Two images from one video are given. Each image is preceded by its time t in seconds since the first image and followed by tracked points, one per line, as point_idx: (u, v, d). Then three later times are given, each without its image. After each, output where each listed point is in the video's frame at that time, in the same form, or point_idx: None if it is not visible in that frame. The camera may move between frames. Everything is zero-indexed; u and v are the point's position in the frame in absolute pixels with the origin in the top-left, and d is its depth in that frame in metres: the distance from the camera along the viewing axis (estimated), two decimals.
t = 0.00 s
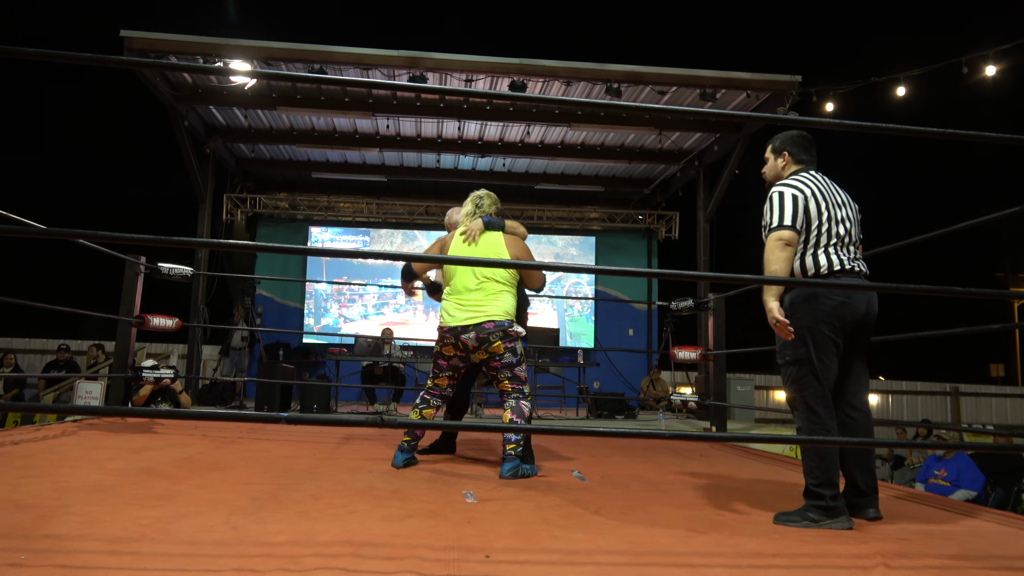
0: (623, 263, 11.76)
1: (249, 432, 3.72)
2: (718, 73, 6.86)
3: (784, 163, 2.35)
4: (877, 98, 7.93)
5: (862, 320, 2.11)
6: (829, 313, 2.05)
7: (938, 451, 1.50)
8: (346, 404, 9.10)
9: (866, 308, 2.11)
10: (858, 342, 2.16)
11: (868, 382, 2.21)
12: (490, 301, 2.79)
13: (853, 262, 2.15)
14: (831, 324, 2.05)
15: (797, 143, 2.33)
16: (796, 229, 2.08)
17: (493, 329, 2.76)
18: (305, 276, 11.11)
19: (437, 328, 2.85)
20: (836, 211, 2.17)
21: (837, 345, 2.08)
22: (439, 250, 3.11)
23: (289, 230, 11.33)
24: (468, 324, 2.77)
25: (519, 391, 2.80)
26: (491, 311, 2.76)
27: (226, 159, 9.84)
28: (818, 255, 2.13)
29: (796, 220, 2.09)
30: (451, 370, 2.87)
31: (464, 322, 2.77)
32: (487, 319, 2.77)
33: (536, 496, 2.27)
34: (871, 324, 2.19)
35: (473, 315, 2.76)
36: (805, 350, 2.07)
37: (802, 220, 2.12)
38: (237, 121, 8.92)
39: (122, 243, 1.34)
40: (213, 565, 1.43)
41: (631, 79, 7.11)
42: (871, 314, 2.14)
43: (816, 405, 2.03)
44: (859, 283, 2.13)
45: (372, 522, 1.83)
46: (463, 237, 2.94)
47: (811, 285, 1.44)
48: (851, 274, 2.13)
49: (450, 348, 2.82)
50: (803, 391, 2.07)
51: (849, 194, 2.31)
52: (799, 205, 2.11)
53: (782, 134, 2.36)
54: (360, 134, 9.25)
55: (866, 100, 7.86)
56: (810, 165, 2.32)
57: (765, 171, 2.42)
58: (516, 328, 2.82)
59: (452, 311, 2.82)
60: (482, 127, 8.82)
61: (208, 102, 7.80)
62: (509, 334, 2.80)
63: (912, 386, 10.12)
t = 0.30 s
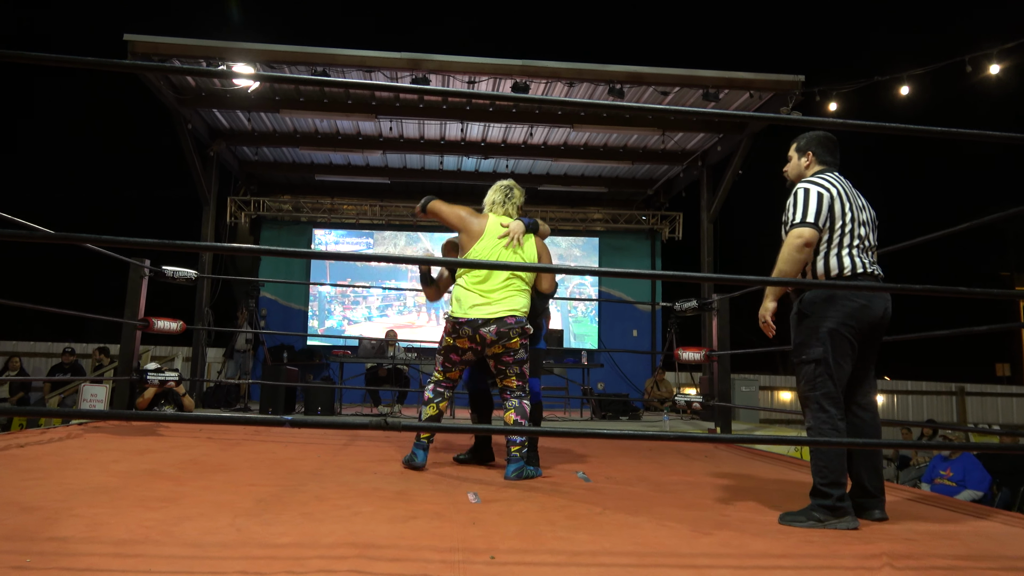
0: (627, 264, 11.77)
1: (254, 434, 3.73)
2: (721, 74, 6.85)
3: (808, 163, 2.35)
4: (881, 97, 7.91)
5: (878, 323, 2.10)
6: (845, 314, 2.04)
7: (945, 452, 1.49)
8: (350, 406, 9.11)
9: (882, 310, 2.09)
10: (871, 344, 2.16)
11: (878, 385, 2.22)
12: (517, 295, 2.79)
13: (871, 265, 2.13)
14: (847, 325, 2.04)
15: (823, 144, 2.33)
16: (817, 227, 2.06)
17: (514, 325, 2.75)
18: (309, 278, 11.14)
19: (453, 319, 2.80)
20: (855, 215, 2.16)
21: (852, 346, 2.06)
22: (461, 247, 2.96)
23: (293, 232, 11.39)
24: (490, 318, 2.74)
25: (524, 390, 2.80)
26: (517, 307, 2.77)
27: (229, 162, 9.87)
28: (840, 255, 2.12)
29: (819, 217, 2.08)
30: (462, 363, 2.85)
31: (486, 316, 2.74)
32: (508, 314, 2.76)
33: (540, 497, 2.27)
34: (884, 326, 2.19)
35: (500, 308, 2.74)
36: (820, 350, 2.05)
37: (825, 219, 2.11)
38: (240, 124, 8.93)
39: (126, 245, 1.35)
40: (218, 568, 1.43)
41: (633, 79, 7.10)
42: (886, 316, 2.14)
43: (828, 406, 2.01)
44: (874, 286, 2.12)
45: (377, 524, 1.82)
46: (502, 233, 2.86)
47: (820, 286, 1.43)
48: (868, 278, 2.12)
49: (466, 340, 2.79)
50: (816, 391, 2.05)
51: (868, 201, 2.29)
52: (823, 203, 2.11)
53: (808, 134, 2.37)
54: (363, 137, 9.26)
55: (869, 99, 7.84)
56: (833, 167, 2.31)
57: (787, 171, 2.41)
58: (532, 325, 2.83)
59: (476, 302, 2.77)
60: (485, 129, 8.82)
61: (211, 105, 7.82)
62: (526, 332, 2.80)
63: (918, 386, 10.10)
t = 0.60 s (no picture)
0: (632, 265, 11.76)
1: (259, 436, 3.74)
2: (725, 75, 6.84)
3: (819, 171, 2.34)
4: (887, 97, 7.87)
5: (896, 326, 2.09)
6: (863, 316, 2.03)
7: (953, 454, 1.48)
8: (354, 408, 9.13)
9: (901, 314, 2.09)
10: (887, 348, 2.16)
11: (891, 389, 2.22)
12: (509, 303, 2.77)
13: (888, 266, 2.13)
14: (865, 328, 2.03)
15: (833, 153, 2.32)
16: (847, 222, 2.05)
17: (504, 330, 2.74)
18: (313, 279, 11.16)
19: (444, 322, 2.78)
20: (875, 215, 2.18)
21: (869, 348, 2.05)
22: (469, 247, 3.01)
23: (297, 234, 11.41)
24: (480, 321, 2.73)
25: (527, 392, 2.83)
26: (507, 313, 2.75)
27: (234, 164, 9.88)
28: (863, 253, 2.11)
29: (848, 212, 2.07)
30: (456, 369, 2.81)
31: (476, 319, 2.73)
32: (499, 320, 2.74)
33: (545, 500, 2.27)
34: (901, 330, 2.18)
35: (490, 312, 2.73)
36: (834, 349, 2.04)
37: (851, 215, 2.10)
38: (245, 126, 8.94)
39: (132, 248, 1.34)
40: (222, 571, 1.43)
41: (637, 81, 7.10)
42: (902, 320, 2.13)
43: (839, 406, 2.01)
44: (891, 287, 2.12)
45: (381, 527, 1.82)
46: (506, 243, 2.87)
47: (837, 289, 1.44)
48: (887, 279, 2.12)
49: (457, 345, 2.77)
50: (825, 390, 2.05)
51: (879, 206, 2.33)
52: (850, 199, 2.10)
53: (817, 144, 2.36)
54: (367, 139, 9.27)
55: (875, 99, 7.81)
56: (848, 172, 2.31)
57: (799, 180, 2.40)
58: (524, 331, 2.81)
59: (467, 305, 2.77)
60: (489, 130, 8.83)
61: (216, 108, 7.83)
62: (517, 337, 2.78)
63: (923, 388, 10.09)
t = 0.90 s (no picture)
0: (636, 266, 11.76)
1: (264, 438, 3.74)
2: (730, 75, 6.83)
3: (840, 157, 2.32)
4: (893, 97, 7.85)
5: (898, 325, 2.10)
6: (872, 317, 2.02)
7: (958, 455, 1.48)
8: (359, 409, 9.14)
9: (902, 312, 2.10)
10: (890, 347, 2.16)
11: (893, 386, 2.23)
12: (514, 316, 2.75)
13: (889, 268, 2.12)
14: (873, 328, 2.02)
15: (858, 140, 2.29)
16: (843, 223, 2.04)
17: (505, 344, 2.71)
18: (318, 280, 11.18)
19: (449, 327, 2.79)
20: (880, 216, 2.16)
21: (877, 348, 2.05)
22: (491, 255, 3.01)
23: (302, 235, 11.45)
24: (481, 334, 2.72)
25: (539, 398, 2.83)
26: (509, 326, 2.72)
27: (239, 165, 9.91)
28: (861, 257, 2.09)
29: (845, 212, 2.06)
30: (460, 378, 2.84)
31: (477, 330, 2.72)
32: (501, 333, 2.71)
33: (550, 502, 2.27)
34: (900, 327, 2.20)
35: (491, 323, 2.72)
36: (847, 352, 2.02)
37: (850, 215, 2.08)
38: (250, 127, 8.97)
39: (138, 249, 1.35)
40: (229, 572, 1.44)
41: (642, 81, 7.09)
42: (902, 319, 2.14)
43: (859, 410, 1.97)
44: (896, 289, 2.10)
45: (387, 528, 1.83)
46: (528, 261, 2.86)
47: (838, 288, 1.44)
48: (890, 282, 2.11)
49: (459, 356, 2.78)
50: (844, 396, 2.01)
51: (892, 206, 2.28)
52: (851, 199, 2.08)
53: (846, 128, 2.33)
54: (371, 140, 9.28)
55: (880, 99, 7.79)
56: (863, 166, 2.28)
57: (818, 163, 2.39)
58: (529, 343, 2.77)
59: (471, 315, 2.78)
60: (493, 132, 8.83)
61: (221, 109, 7.85)
62: (521, 350, 2.75)
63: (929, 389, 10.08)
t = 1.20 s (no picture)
0: (641, 267, 11.75)
1: (269, 438, 3.75)
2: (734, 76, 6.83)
3: (827, 156, 2.34)
4: (898, 99, 7.82)
5: (909, 326, 2.08)
6: (879, 318, 2.01)
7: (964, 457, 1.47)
8: (363, 410, 9.16)
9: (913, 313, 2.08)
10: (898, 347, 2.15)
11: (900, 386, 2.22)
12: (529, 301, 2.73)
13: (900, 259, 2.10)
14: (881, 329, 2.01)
15: (841, 135, 2.30)
16: (840, 208, 2.02)
17: (514, 326, 2.70)
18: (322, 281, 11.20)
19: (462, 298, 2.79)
20: (881, 205, 2.15)
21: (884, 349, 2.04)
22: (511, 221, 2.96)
23: (307, 236, 11.49)
24: (493, 314, 2.71)
25: (530, 386, 2.74)
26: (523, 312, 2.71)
27: (244, 167, 9.94)
28: (867, 252, 2.07)
29: (843, 199, 2.04)
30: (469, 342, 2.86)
31: (490, 310, 2.72)
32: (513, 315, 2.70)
33: (554, 503, 2.27)
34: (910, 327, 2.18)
35: (505, 306, 2.70)
36: (855, 353, 2.01)
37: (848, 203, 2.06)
38: (256, 129, 8.99)
39: (143, 250, 1.35)
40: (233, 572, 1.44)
41: (646, 82, 7.09)
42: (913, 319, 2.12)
43: (866, 412, 1.97)
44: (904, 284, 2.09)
45: (391, 529, 1.83)
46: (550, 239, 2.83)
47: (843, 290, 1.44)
48: (898, 277, 2.09)
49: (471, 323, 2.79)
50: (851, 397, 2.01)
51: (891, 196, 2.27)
52: (849, 187, 2.07)
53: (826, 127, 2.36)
54: (376, 141, 9.29)
55: (886, 100, 7.76)
56: (855, 158, 2.27)
57: (806, 164, 2.40)
58: (539, 329, 2.76)
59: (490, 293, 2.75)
60: (498, 133, 8.84)
61: (226, 110, 7.87)
62: (529, 332, 2.72)
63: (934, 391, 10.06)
